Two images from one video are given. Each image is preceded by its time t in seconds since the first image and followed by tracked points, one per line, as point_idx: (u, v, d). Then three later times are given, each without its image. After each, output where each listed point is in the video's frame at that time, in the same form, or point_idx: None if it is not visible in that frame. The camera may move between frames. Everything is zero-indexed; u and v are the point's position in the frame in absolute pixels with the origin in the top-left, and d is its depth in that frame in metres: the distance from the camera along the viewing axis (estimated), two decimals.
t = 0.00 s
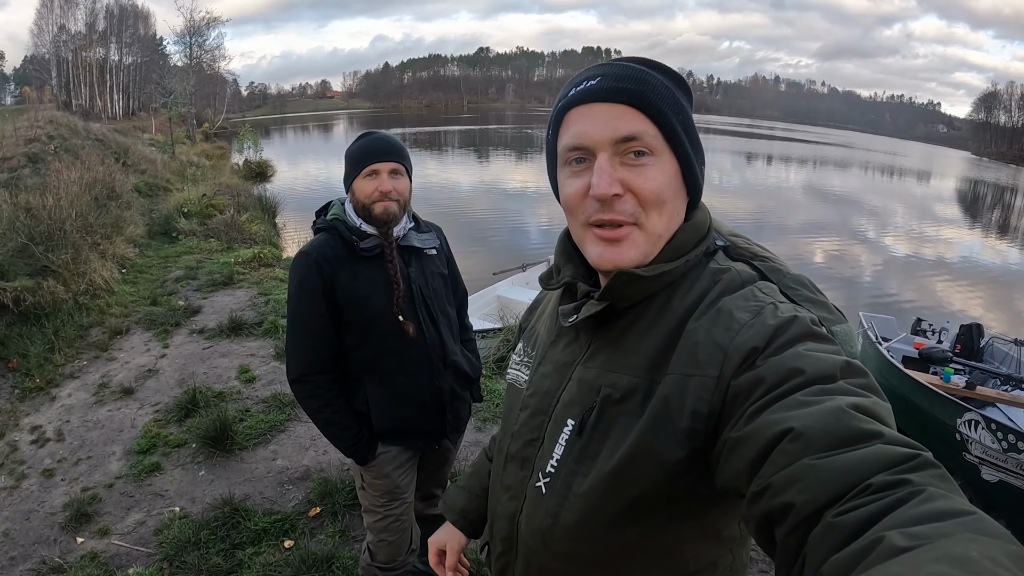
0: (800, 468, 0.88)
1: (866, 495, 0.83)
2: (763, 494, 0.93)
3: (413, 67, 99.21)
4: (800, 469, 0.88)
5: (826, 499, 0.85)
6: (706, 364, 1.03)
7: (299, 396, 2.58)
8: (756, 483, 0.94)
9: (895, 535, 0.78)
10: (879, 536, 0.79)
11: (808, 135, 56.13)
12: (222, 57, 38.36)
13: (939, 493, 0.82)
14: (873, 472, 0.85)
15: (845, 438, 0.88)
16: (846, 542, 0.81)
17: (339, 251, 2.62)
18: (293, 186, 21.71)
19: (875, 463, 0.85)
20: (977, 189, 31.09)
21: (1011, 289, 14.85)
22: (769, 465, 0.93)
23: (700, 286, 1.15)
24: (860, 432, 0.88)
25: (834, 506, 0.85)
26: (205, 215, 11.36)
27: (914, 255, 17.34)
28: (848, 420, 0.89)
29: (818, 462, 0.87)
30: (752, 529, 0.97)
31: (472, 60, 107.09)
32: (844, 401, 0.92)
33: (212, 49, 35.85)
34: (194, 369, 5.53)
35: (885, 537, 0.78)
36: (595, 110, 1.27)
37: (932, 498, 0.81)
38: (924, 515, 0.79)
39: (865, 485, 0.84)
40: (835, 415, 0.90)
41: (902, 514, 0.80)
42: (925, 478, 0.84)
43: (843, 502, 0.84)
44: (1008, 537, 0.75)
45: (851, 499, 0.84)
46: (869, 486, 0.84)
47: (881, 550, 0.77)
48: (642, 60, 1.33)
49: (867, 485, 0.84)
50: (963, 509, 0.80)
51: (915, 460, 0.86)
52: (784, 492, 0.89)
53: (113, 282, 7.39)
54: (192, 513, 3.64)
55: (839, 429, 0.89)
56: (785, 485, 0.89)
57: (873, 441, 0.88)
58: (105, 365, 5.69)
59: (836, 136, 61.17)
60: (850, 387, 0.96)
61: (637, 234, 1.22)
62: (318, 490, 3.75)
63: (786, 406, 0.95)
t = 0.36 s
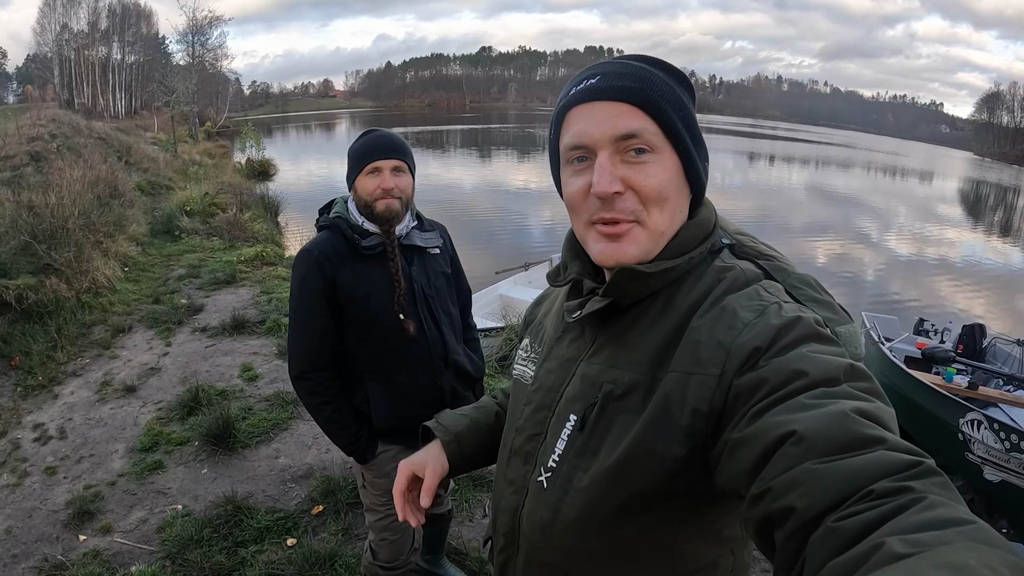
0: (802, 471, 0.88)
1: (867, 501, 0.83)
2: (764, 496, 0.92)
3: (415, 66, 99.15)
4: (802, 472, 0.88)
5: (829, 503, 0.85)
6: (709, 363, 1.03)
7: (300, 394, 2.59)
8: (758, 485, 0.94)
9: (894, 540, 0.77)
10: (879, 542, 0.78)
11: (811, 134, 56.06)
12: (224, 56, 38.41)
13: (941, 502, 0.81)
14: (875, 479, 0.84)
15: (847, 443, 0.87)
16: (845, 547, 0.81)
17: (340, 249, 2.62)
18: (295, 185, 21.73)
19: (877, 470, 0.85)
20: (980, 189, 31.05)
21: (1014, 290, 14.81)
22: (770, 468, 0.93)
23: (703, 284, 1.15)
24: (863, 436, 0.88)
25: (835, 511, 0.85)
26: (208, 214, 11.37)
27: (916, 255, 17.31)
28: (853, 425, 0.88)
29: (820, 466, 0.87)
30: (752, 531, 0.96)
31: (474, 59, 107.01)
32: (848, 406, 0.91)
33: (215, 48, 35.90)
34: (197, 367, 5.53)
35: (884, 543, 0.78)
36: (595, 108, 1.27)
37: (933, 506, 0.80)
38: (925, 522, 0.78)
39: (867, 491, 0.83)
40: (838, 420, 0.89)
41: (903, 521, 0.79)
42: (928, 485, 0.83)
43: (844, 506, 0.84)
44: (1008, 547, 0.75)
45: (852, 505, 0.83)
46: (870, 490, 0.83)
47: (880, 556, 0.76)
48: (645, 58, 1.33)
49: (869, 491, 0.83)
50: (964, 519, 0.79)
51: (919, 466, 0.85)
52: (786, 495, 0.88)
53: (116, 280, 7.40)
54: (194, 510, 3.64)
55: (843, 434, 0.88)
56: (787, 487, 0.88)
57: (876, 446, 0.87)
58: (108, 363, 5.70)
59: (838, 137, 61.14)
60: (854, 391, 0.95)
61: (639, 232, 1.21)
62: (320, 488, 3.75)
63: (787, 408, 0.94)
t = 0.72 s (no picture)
0: (811, 474, 0.87)
1: (875, 504, 0.82)
2: (772, 498, 0.91)
3: (417, 66, 99.21)
4: (811, 475, 0.87)
5: (839, 506, 0.84)
6: (717, 362, 1.02)
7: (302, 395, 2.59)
8: (765, 487, 0.93)
9: (903, 544, 0.77)
10: (887, 545, 0.78)
11: (813, 134, 56.02)
12: (225, 56, 38.44)
13: (953, 506, 0.80)
14: (883, 482, 0.84)
15: (856, 445, 0.87)
16: (853, 550, 0.80)
17: (341, 250, 2.61)
18: (297, 185, 21.74)
19: (886, 474, 0.84)
20: (982, 189, 31.00)
21: (1017, 290, 14.80)
22: (778, 470, 0.92)
23: (711, 283, 1.14)
24: (874, 440, 0.87)
25: (842, 515, 0.84)
26: (210, 213, 11.39)
27: (918, 255, 17.29)
28: (862, 427, 0.87)
29: (828, 469, 0.86)
30: (758, 534, 0.96)
31: (476, 59, 107.02)
32: (858, 408, 0.91)
33: (216, 47, 35.93)
34: (199, 366, 5.54)
35: (893, 546, 0.77)
36: (604, 105, 1.26)
37: (942, 510, 0.79)
38: (934, 526, 0.78)
39: (876, 495, 0.83)
40: (848, 423, 0.88)
41: (911, 525, 0.79)
42: (937, 490, 0.83)
43: (852, 511, 0.83)
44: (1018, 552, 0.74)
45: (861, 509, 0.83)
46: (879, 494, 0.83)
47: (889, 560, 0.76)
48: (653, 54, 1.32)
49: (877, 494, 0.83)
50: (971, 522, 0.79)
51: (928, 470, 0.85)
52: (794, 498, 0.88)
53: (117, 279, 7.41)
54: (195, 510, 3.64)
55: (854, 438, 0.87)
56: (795, 490, 0.88)
57: (885, 449, 0.87)
58: (109, 362, 5.70)
59: (839, 137, 61.15)
60: (863, 393, 0.95)
61: (648, 230, 1.21)
62: (322, 487, 3.74)
63: (795, 410, 0.94)
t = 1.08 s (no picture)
0: (816, 476, 0.86)
1: (881, 506, 0.82)
2: (776, 500, 0.91)
3: (417, 66, 99.27)
4: (816, 477, 0.86)
5: (844, 508, 0.84)
6: (720, 363, 1.02)
7: (303, 397, 2.59)
8: (769, 488, 0.93)
9: (909, 547, 0.76)
10: (894, 547, 0.78)
11: (814, 134, 56.00)
12: (226, 56, 38.43)
13: (957, 508, 0.80)
14: (888, 484, 0.84)
15: (860, 446, 0.87)
16: (858, 553, 0.80)
17: (339, 251, 2.61)
18: (297, 185, 21.76)
19: (891, 476, 0.84)
20: (982, 189, 30.97)
21: (1018, 290, 14.78)
22: (783, 471, 0.92)
23: (715, 283, 1.14)
24: (878, 441, 0.87)
25: (847, 517, 0.84)
26: (210, 213, 11.40)
27: (919, 256, 17.28)
28: (866, 429, 0.87)
29: (833, 471, 0.86)
30: (762, 536, 0.96)
31: (476, 59, 107.06)
32: (861, 409, 0.90)
33: (217, 48, 35.92)
34: (199, 366, 5.54)
35: (898, 548, 0.77)
36: (604, 105, 1.26)
37: (948, 512, 0.79)
38: (940, 528, 0.77)
39: (881, 496, 0.83)
40: (852, 425, 0.88)
41: (917, 529, 0.78)
42: (943, 492, 0.83)
43: (857, 512, 0.83)
44: None
45: (866, 510, 0.82)
46: (885, 496, 0.83)
47: (895, 562, 0.76)
48: (653, 53, 1.32)
49: (882, 496, 0.83)
50: (977, 524, 0.78)
51: (934, 472, 0.84)
52: (798, 500, 0.87)
53: (117, 279, 7.41)
54: (196, 509, 3.64)
55: (857, 439, 0.87)
56: (799, 492, 0.87)
57: (891, 451, 0.86)
58: (110, 362, 5.70)
59: (840, 136, 61.12)
60: (866, 394, 0.95)
61: (649, 231, 1.21)
62: (322, 487, 3.74)
63: (799, 412, 0.93)
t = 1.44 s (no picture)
0: (820, 474, 0.87)
1: (884, 504, 0.82)
2: (779, 497, 0.92)
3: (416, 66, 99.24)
4: (820, 475, 0.87)
5: (846, 506, 0.84)
6: (724, 360, 1.03)
7: (302, 388, 2.60)
8: (772, 486, 0.93)
9: (911, 546, 0.76)
10: (895, 545, 0.78)
11: (813, 134, 55.99)
12: (224, 56, 38.37)
13: (961, 508, 0.80)
14: (893, 483, 0.83)
15: (865, 444, 0.86)
16: (861, 552, 0.80)
17: (339, 246, 2.62)
18: (297, 185, 21.76)
19: (897, 473, 0.84)
20: (982, 188, 31.01)
21: (1017, 289, 14.80)
22: (786, 469, 0.92)
23: (720, 278, 1.15)
24: (884, 439, 0.86)
25: (851, 515, 0.84)
26: (209, 212, 11.40)
27: (918, 254, 17.31)
28: (870, 427, 0.87)
29: (837, 469, 0.86)
30: (764, 533, 0.96)
31: (475, 59, 107.00)
32: (865, 408, 0.90)
33: (215, 48, 35.89)
34: (199, 364, 5.54)
35: (902, 546, 0.77)
36: (609, 97, 1.27)
37: (953, 512, 0.79)
38: (942, 527, 0.77)
39: (884, 495, 0.83)
40: (856, 422, 0.88)
41: (923, 528, 0.78)
42: (947, 491, 0.83)
43: (860, 510, 0.83)
44: None
45: (870, 508, 0.83)
46: (890, 495, 0.82)
47: (897, 560, 0.76)
48: (658, 46, 1.33)
49: (886, 495, 0.83)
50: (981, 525, 0.78)
51: (938, 471, 0.84)
52: (801, 497, 0.88)
53: (117, 279, 7.41)
54: (196, 506, 3.65)
55: (862, 436, 0.87)
56: (802, 490, 0.88)
57: (895, 450, 0.87)
58: (110, 360, 5.70)
59: (839, 136, 61.12)
60: (871, 391, 0.95)
61: (654, 225, 1.21)
62: (322, 483, 3.75)
63: (803, 409, 0.94)
